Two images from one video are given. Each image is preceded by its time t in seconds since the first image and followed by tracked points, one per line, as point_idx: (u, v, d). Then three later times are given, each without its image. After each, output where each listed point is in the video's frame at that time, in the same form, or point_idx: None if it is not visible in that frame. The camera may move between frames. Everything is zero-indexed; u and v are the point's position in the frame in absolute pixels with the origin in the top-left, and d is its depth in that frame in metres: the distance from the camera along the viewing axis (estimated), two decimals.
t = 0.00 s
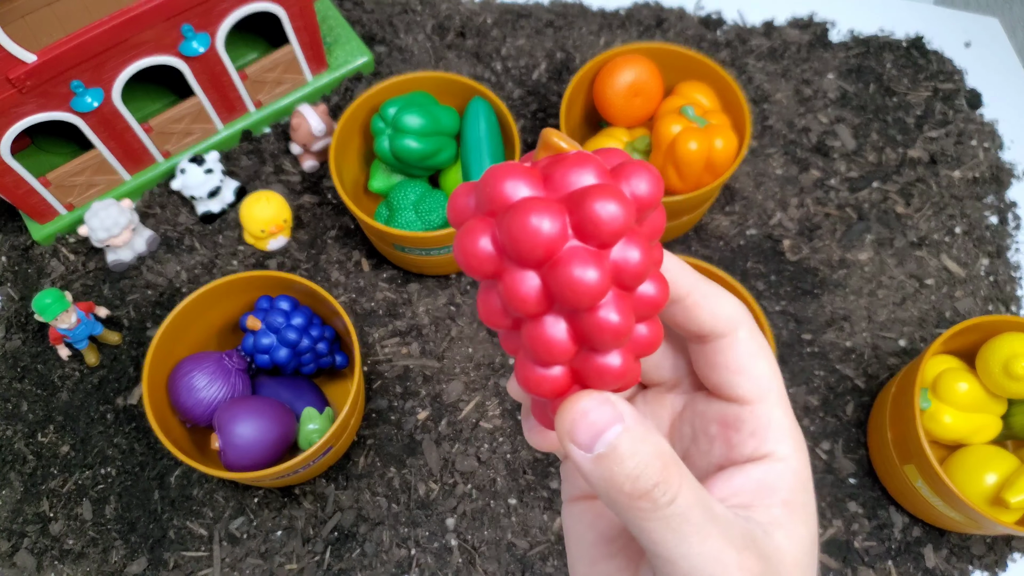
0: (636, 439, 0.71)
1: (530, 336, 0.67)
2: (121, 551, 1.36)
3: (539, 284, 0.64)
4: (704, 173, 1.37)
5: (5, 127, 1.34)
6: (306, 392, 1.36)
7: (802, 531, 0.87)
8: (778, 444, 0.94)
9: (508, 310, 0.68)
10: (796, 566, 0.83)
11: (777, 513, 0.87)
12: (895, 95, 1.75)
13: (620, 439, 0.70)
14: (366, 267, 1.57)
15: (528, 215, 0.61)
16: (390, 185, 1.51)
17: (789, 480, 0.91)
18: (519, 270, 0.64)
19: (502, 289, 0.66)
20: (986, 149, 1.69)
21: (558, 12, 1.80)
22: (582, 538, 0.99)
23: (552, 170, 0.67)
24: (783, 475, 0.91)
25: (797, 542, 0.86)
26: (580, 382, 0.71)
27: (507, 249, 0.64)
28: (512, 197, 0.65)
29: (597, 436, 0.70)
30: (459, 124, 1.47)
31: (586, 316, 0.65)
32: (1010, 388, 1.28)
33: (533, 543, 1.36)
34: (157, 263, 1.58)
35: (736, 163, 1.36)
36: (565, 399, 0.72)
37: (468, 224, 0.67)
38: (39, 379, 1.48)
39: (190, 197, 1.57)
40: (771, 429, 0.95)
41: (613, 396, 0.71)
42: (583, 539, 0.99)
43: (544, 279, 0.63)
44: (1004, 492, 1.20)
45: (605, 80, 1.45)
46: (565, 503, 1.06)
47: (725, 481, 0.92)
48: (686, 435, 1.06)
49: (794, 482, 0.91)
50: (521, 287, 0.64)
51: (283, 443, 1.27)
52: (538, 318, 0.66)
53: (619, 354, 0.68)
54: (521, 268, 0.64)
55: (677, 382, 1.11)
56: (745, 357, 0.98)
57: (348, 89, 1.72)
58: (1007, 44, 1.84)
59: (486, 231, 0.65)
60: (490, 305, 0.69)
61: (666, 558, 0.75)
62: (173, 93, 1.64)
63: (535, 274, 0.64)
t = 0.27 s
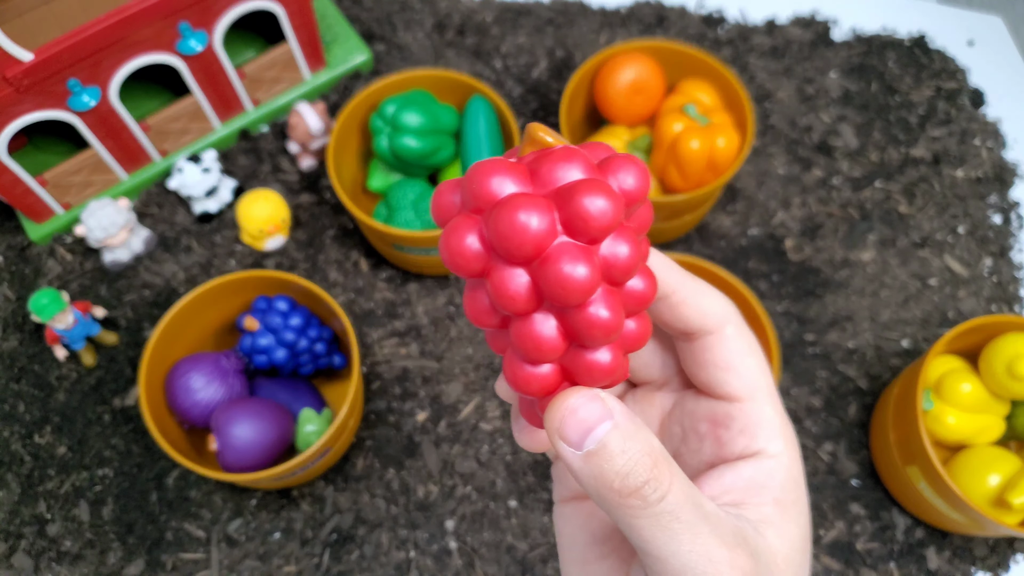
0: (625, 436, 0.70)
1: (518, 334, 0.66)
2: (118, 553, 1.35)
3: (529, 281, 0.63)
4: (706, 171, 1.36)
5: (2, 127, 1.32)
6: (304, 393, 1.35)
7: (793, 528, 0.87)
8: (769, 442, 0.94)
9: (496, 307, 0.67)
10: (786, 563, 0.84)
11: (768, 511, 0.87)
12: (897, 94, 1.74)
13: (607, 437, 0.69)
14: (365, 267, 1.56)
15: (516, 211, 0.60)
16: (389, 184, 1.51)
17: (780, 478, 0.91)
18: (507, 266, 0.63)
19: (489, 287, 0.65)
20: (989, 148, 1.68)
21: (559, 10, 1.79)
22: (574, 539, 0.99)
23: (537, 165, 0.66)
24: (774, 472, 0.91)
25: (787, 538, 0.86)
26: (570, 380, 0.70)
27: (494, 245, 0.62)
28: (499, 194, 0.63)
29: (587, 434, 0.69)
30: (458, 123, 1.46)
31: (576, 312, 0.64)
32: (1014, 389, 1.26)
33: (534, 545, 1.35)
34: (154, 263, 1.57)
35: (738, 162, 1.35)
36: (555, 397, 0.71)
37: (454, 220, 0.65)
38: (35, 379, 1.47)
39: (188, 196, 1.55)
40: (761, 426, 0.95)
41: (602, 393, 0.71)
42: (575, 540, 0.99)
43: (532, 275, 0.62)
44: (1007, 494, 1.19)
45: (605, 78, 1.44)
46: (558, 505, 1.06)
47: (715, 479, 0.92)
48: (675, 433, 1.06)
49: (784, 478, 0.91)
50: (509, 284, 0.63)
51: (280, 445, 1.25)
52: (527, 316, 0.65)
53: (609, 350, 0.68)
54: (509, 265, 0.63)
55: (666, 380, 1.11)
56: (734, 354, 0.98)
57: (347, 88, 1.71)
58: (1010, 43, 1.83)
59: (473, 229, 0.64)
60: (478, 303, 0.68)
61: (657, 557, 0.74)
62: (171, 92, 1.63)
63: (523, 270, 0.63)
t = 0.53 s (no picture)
0: (605, 438, 0.70)
1: (496, 339, 0.66)
2: (119, 553, 1.35)
3: (504, 286, 0.63)
4: (706, 171, 1.36)
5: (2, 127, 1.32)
6: (304, 393, 1.35)
7: (777, 527, 0.88)
8: (751, 441, 0.94)
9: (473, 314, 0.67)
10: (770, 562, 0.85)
11: (751, 510, 0.88)
12: (897, 94, 1.74)
13: (588, 440, 0.69)
14: (365, 267, 1.56)
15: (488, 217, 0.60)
16: (389, 184, 1.51)
17: (763, 477, 0.91)
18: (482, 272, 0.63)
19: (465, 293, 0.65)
20: (989, 149, 1.68)
21: (558, 10, 1.79)
22: (560, 542, 0.99)
23: (510, 170, 0.65)
24: (757, 472, 0.92)
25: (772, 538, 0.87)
26: (549, 384, 0.70)
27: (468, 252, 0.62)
28: (472, 199, 0.63)
29: (567, 438, 0.69)
30: (458, 122, 1.46)
31: (553, 316, 0.64)
32: (1014, 389, 1.26)
33: (534, 545, 1.35)
34: (154, 263, 1.57)
35: (738, 162, 1.35)
36: (534, 401, 0.71)
37: (428, 228, 0.65)
38: (36, 380, 1.47)
39: (188, 196, 1.55)
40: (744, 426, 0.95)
41: (581, 396, 0.71)
42: (562, 543, 0.99)
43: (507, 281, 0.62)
44: (1007, 494, 1.19)
45: (605, 78, 1.44)
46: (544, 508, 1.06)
47: (698, 481, 0.92)
48: (659, 434, 1.06)
49: (768, 478, 0.92)
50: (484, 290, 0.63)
51: (280, 445, 1.25)
52: (504, 321, 0.65)
53: (586, 353, 0.67)
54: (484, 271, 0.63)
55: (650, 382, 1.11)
56: (716, 355, 0.98)
57: (347, 88, 1.71)
58: (1010, 43, 1.83)
59: (448, 235, 0.64)
60: (455, 309, 0.67)
61: (639, 559, 0.74)
62: (170, 92, 1.63)
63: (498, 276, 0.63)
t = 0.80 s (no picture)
0: (602, 442, 0.70)
1: (490, 342, 0.66)
2: (119, 553, 1.35)
3: (498, 290, 0.63)
4: (706, 171, 1.36)
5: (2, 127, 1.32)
6: (304, 393, 1.35)
7: (775, 529, 0.88)
8: (749, 443, 0.94)
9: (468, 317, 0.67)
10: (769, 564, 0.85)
11: (749, 512, 0.88)
12: (897, 94, 1.74)
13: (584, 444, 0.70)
14: (365, 267, 1.56)
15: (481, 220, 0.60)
16: (389, 184, 1.51)
17: (761, 478, 0.92)
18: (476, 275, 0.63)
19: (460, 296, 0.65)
20: (990, 149, 1.68)
21: (558, 10, 1.79)
22: (557, 544, 0.99)
23: (504, 173, 0.66)
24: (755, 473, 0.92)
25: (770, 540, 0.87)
26: (545, 387, 0.70)
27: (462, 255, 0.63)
28: (465, 202, 0.63)
29: (563, 441, 0.69)
30: (458, 123, 1.46)
31: (548, 319, 0.64)
32: (1014, 389, 1.26)
33: (534, 545, 1.34)
34: (154, 263, 1.57)
35: (738, 162, 1.35)
36: (530, 404, 0.71)
37: (422, 230, 0.66)
38: (36, 380, 1.47)
39: (188, 196, 1.55)
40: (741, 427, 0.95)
41: (578, 399, 0.71)
42: (559, 546, 0.99)
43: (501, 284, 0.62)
44: (1008, 494, 1.19)
45: (605, 78, 1.44)
46: (541, 511, 1.06)
47: (695, 483, 0.92)
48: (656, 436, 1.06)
49: (765, 479, 0.92)
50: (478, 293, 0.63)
51: (280, 446, 1.25)
52: (499, 325, 0.65)
53: (583, 356, 0.67)
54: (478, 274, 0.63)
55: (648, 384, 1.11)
56: (713, 357, 0.98)
57: (347, 88, 1.71)
58: (1010, 43, 1.83)
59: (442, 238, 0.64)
60: (450, 312, 0.68)
61: (636, 563, 0.74)
62: (170, 92, 1.63)
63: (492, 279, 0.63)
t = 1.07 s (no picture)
0: (612, 448, 0.71)
1: (501, 349, 0.66)
2: (119, 553, 1.35)
3: (509, 296, 0.63)
4: (706, 171, 1.36)
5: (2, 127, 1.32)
6: (304, 393, 1.35)
7: (784, 535, 0.89)
8: (757, 448, 0.94)
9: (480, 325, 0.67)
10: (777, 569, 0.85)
11: (757, 518, 0.88)
12: (897, 94, 1.74)
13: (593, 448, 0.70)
14: (365, 267, 1.56)
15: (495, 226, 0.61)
16: (389, 184, 1.50)
17: (769, 485, 0.92)
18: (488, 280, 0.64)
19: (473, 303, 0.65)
20: (989, 149, 1.68)
21: (559, 10, 1.79)
22: (563, 548, 1.00)
23: (515, 178, 0.66)
24: (763, 478, 0.92)
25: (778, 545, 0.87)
26: (554, 394, 0.70)
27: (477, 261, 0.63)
28: (476, 208, 0.63)
29: (573, 447, 0.69)
30: (458, 123, 1.46)
31: (559, 326, 0.64)
32: (1014, 389, 1.26)
33: (534, 545, 1.34)
34: (154, 263, 1.57)
35: (738, 162, 1.35)
36: (539, 410, 0.71)
37: (433, 236, 0.66)
38: (36, 379, 1.47)
39: (188, 196, 1.55)
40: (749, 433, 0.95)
41: (589, 405, 0.71)
42: (565, 550, 0.99)
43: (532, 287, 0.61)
44: (1008, 494, 1.19)
45: (605, 78, 1.44)
46: (547, 514, 1.07)
47: (704, 489, 0.92)
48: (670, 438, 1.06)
49: (773, 485, 0.92)
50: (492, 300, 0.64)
51: (280, 446, 1.25)
52: (509, 331, 0.65)
53: (592, 362, 0.67)
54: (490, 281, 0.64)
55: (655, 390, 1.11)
56: (722, 362, 0.98)
57: (347, 88, 1.71)
58: (1010, 43, 1.83)
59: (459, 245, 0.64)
60: (460, 318, 0.68)
61: (646, 568, 0.74)
62: (170, 92, 1.63)
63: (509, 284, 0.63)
